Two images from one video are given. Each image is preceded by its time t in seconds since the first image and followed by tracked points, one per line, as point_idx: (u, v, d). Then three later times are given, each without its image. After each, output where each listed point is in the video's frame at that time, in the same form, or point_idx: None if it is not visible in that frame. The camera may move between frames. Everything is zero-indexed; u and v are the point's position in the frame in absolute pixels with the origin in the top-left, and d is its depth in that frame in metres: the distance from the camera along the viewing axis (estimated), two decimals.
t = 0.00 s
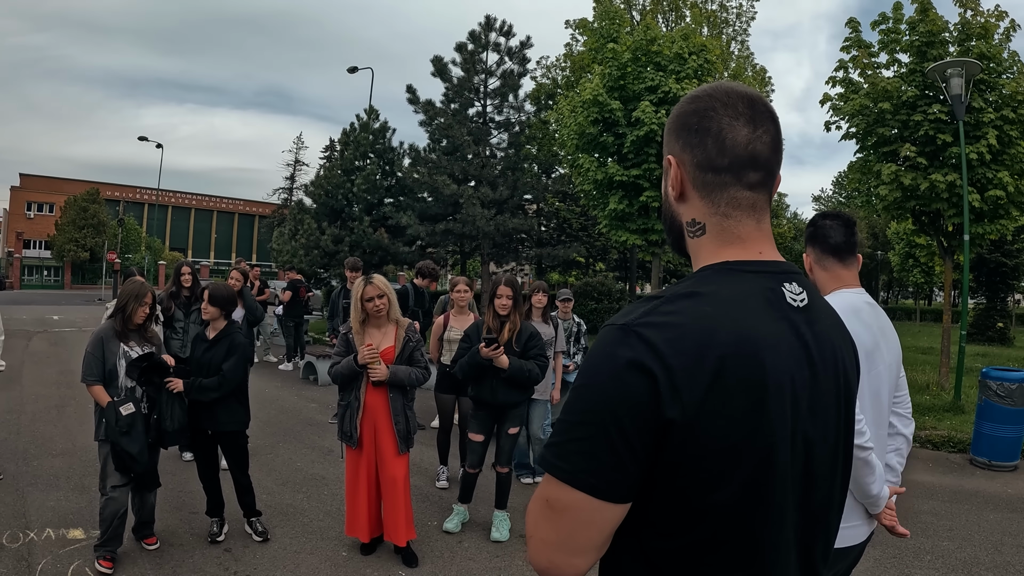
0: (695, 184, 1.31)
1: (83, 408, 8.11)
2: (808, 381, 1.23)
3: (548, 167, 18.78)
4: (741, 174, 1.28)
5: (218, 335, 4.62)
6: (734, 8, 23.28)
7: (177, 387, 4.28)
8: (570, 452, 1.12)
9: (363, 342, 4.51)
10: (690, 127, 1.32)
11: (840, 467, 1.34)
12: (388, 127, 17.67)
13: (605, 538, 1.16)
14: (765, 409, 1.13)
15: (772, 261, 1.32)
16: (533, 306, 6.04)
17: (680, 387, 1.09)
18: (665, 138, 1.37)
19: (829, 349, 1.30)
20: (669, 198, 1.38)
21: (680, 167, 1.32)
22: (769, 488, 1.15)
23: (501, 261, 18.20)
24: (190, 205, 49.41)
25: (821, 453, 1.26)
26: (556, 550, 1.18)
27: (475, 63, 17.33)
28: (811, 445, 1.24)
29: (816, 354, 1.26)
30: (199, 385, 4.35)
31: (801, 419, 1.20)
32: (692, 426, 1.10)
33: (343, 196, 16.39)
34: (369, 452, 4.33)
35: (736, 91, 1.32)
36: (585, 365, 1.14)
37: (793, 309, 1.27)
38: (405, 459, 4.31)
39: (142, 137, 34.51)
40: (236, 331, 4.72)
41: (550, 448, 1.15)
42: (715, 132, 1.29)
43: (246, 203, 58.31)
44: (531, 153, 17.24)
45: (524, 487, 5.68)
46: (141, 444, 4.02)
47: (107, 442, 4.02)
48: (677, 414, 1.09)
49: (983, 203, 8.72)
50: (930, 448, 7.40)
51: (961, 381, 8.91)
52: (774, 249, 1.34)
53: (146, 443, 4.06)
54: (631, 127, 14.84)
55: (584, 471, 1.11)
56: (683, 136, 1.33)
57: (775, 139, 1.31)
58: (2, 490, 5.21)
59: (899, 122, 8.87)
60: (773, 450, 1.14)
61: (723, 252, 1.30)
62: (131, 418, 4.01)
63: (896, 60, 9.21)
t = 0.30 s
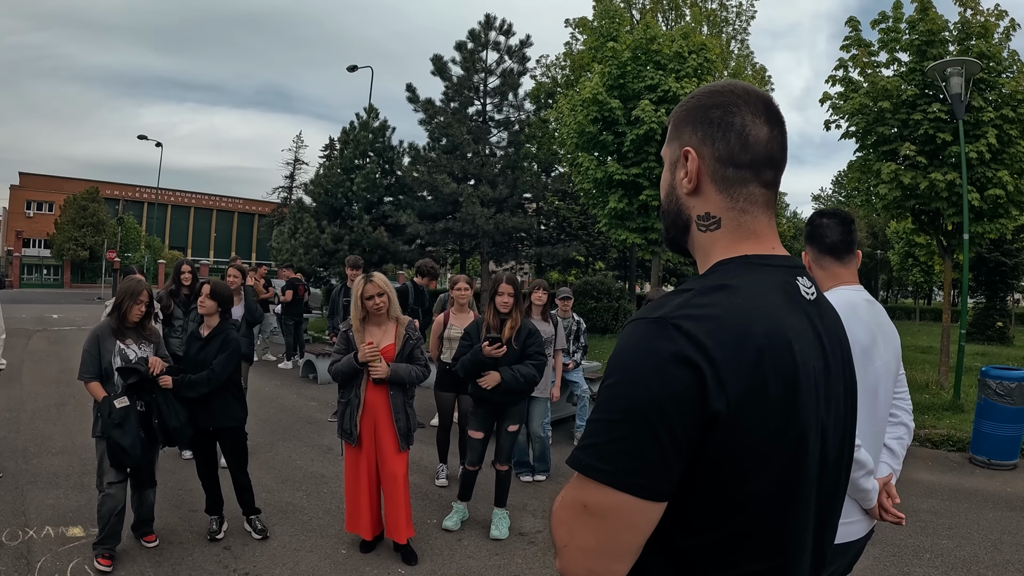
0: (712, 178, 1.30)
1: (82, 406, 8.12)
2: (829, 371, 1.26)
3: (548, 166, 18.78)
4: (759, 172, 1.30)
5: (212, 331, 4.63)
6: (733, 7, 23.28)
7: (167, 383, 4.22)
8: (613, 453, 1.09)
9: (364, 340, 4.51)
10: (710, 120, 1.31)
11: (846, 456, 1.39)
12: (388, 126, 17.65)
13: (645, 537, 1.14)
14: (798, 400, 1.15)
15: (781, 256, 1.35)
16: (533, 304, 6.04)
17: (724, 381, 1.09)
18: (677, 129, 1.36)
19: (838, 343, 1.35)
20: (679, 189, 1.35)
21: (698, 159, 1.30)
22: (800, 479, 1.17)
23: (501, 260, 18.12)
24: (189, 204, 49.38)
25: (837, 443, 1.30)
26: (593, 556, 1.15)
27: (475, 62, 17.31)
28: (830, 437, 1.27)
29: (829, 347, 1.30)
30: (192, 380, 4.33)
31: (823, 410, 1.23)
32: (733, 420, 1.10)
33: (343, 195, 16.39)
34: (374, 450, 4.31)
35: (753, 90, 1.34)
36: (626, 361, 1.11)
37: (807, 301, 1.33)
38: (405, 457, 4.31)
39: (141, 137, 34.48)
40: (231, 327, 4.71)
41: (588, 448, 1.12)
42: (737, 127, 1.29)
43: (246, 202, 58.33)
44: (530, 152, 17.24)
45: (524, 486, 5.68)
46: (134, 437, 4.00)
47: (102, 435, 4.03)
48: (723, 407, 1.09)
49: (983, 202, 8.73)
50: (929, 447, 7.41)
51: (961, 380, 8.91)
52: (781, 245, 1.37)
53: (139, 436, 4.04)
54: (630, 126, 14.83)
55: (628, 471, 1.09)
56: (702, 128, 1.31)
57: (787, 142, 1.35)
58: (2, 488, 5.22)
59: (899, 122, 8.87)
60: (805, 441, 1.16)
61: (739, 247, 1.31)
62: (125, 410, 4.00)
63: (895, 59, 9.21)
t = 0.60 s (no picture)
0: (724, 174, 1.30)
1: (82, 404, 8.12)
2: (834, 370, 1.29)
3: (548, 164, 18.77)
4: (769, 171, 1.31)
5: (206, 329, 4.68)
6: (734, 5, 23.27)
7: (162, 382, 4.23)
8: (638, 455, 1.08)
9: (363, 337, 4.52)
10: (724, 116, 1.30)
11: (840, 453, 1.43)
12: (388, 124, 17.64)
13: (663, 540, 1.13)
14: (813, 399, 1.17)
15: (787, 253, 1.37)
16: (532, 302, 6.04)
17: (748, 381, 1.10)
18: (686, 120, 1.33)
19: (840, 342, 1.37)
20: (688, 183, 1.33)
21: (711, 154, 1.29)
22: (810, 478, 1.19)
23: (501, 258, 18.13)
24: (190, 202, 49.39)
25: (840, 442, 1.33)
26: (614, 564, 1.13)
27: (475, 60, 17.28)
28: (834, 435, 1.30)
29: (835, 348, 1.33)
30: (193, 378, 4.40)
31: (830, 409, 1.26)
32: (755, 419, 1.11)
33: (343, 193, 16.39)
34: (377, 449, 4.31)
35: (764, 88, 1.34)
36: (649, 360, 1.09)
37: (813, 299, 1.35)
38: (404, 454, 4.32)
39: (141, 136, 34.47)
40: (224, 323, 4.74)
41: (609, 451, 1.10)
42: (752, 125, 1.29)
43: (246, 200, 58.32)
44: (531, 150, 17.23)
45: (524, 484, 5.69)
46: (118, 430, 3.95)
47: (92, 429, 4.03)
48: (747, 406, 1.10)
49: (983, 200, 8.71)
50: (929, 446, 7.40)
51: (961, 378, 8.91)
52: (787, 243, 1.39)
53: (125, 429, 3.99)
54: (630, 124, 14.82)
55: (652, 474, 1.08)
56: (716, 123, 1.30)
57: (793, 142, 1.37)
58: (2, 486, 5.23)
59: (899, 120, 8.86)
60: (817, 440, 1.18)
61: (747, 245, 1.31)
62: (109, 403, 3.98)
63: (896, 57, 9.20)
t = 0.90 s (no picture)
0: (732, 172, 1.31)
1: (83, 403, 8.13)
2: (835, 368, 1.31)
3: (549, 163, 18.78)
4: (775, 170, 1.33)
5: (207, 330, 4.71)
6: (734, 4, 23.30)
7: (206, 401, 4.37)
8: (655, 453, 1.07)
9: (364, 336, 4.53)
10: (735, 114, 1.31)
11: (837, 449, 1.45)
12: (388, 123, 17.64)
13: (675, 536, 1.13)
14: (821, 396, 1.19)
15: (791, 252, 1.39)
16: (533, 301, 6.04)
17: (761, 377, 1.10)
18: (695, 116, 1.34)
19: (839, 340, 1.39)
20: (696, 180, 1.33)
21: (721, 152, 1.30)
22: (815, 472, 1.20)
23: (501, 257, 18.17)
24: (190, 201, 49.39)
25: (838, 438, 1.36)
26: (631, 562, 1.13)
27: (475, 59, 17.28)
28: (834, 431, 1.32)
29: (837, 346, 1.35)
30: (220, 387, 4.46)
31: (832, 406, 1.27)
32: (766, 415, 1.12)
33: (343, 191, 16.37)
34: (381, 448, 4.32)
35: (772, 88, 1.36)
36: (665, 358, 1.09)
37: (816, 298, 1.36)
38: (407, 453, 4.32)
39: (141, 135, 34.45)
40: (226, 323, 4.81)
41: (625, 449, 1.10)
42: (761, 124, 1.30)
43: (246, 199, 58.35)
44: (531, 149, 17.23)
45: (525, 481, 5.71)
46: (94, 414, 3.87)
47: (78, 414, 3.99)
48: (760, 402, 1.10)
49: (983, 200, 8.72)
50: (929, 445, 7.41)
51: (961, 377, 8.91)
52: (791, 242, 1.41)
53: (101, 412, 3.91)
54: (631, 124, 14.83)
55: (671, 471, 1.07)
56: (726, 121, 1.31)
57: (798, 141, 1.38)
58: (4, 484, 5.24)
59: (900, 120, 8.87)
60: (822, 436, 1.19)
61: (754, 243, 1.32)
62: (96, 388, 3.96)
63: (896, 57, 9.20)
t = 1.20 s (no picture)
0: (737, 166, 1.30)
1: (84, 402, 8.13)
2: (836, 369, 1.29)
3: (550, 162, 18.78)
4: (780, 164, 1.32)
5: (215, 328, 4.73)
6: (736, 4, 23.31)
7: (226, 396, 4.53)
8: (631, 439, 1.08)
9: (364, 334, 4.52)
10: (738, 108, 1.31)
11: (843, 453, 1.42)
12: (389, 122, 17.64)
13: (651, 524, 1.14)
14: (814, 396, 1.17)
15: (794, 248, 1.38)
16: (536, 300, 6.05)
17: (748, 373, 1.10)
18: (697, 110, 1.34)
19: (844, 342, 1.37)
20: (700, 174, 1.33)
21: (725, 145, 1.30)
22: (809, 471, 1.18)
23: (503, 257, 18.17)
24: (190, 200, 49.41)
25: (839, 439, 1.33)
26: (596, 544, 1.15)
27: (477, 59, 17.28)
28: (834, 433, 1.30)
29: (838, 345, 1.33)
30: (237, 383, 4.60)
31: (831, 407, 1.25)
32: (754, 413, 1.11)
33: (345, 191, 16.33)
34: (378, 447, 4.33)
35: (777, 82, 1.35)
36: (651, 349, 1.10)
37: (818, 295, 1.34)
38: (407, 451, 4.32)
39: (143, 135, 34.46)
40: (232, 320, 4.87)
41: (603, 433, 1.11)
42: (765, 117, 1.30)
43: (247, 198, 58.39)
44: (532, 148, 17.21)
45: (526, 481, 5.71)
46: (129, 420, 4.02)
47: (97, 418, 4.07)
48: (747, 398, 1.10)
49: (985, 199, 8.70)
50: (931, 444, 7.39)
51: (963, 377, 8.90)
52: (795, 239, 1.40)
53: (133, 419, 4.05)
54: (632, 123, 14.82)
55: (644, 459, 1.08)
56: (729, 115, 1.30)
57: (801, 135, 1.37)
58: (5, 483, 5.25)
59: (902, 119, 8.86)
60: (815, 436, 1.18)
61: (757, 238, 1.32)
62: (124, 394, 4.09)
63: (898, 56, 9.19)
